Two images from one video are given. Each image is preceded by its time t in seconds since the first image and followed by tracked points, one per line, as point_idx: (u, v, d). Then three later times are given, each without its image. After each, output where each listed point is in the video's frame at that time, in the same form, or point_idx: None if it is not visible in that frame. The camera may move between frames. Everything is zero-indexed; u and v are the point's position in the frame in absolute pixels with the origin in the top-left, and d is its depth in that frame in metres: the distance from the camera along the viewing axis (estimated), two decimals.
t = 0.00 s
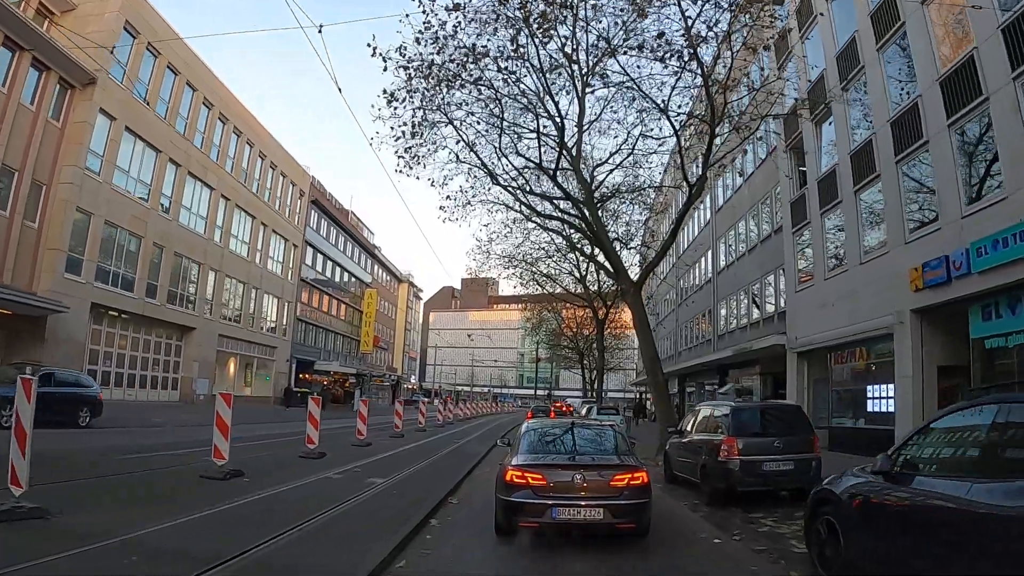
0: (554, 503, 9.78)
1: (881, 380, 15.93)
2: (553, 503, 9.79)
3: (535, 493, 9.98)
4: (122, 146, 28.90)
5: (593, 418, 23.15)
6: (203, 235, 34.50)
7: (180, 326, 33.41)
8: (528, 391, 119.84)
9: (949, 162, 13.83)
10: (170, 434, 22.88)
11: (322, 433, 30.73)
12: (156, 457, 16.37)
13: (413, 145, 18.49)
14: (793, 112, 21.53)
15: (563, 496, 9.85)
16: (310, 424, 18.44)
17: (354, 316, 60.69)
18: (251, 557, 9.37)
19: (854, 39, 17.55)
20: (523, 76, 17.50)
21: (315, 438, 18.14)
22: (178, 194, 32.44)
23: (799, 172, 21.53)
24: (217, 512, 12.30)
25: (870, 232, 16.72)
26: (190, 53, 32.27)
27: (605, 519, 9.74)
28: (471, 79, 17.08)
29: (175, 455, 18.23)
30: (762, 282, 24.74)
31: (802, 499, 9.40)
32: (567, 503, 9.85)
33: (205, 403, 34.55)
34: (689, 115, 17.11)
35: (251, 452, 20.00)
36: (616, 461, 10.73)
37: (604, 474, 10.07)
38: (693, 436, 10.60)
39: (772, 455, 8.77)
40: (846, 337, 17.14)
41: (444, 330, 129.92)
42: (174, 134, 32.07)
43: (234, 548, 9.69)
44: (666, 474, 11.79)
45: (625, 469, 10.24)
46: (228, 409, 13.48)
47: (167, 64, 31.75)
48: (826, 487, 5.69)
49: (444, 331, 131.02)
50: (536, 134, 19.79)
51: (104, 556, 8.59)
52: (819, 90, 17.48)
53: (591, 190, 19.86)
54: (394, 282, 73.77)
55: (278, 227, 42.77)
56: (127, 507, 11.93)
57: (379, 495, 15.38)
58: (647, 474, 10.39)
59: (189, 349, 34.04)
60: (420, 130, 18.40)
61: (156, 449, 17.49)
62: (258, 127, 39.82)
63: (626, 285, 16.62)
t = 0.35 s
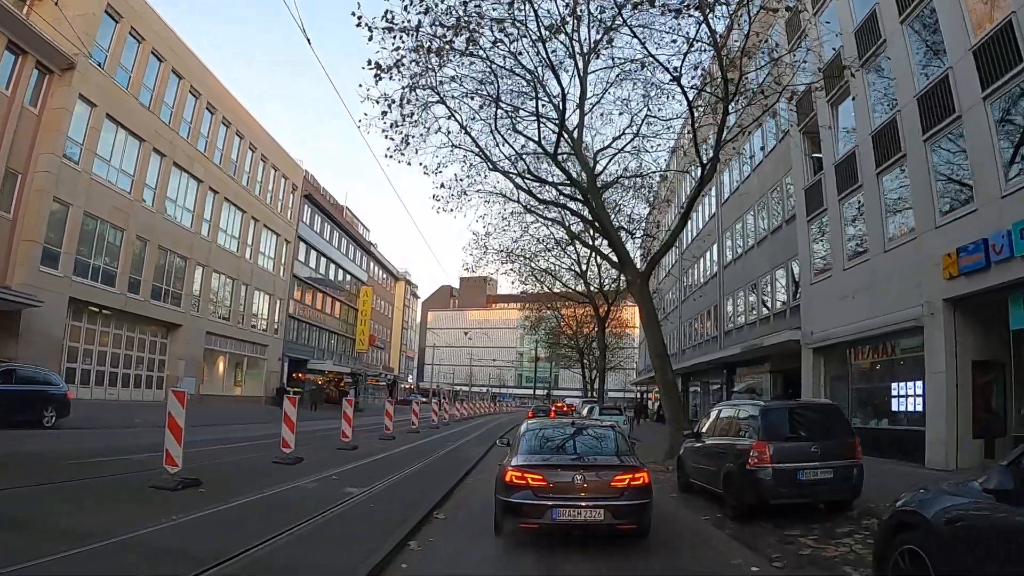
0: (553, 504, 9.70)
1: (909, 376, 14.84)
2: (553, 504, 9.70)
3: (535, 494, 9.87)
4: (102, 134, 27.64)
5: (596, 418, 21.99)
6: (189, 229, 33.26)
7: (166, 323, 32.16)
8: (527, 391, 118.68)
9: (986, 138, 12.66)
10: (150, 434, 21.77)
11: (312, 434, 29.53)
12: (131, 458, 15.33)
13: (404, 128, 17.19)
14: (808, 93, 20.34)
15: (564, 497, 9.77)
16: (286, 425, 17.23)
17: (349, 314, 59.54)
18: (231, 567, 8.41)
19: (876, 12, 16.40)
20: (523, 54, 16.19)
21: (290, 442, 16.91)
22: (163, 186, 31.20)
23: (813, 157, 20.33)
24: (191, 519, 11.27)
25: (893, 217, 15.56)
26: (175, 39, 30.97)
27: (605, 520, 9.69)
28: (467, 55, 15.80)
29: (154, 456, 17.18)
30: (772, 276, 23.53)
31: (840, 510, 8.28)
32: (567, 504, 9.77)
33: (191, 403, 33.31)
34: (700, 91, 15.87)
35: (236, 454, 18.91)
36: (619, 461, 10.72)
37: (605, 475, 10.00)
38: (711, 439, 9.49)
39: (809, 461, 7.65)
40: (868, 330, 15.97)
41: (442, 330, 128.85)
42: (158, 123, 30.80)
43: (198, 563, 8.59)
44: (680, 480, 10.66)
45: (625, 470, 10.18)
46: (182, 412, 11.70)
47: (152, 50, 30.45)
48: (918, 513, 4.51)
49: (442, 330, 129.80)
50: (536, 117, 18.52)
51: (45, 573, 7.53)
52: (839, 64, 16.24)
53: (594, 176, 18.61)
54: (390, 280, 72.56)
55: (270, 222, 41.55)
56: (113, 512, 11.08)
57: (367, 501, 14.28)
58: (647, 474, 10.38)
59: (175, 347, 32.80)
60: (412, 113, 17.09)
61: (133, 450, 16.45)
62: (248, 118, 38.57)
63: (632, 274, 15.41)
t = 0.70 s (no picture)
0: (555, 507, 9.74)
1: (941, 374, 13.71)
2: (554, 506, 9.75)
3: (535, 496, 9.94)
4: (82, 120, 26.34)
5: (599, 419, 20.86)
6: (175, 222, 32.00)
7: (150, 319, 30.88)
8: (526, 391, 117.43)
9: None
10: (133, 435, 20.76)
11: (303, 434, 28.42)
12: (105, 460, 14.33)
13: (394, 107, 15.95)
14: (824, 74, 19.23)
15: (564, 499, 9.85)
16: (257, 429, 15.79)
17: (345, 312, 58.34)
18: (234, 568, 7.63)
19: None
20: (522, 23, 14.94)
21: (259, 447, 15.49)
22: (148, 176, 29.99)
23: (830, 142, 19.24)
24: (166, 525, 10.35)
25: (921, 201, 14.46)
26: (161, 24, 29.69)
27: (605, 521, 9.77)
28: (462, 25, 14.56)
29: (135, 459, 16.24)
30: (785, 269, 22.40)
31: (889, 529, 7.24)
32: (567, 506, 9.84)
33: (177, 403, 32.10)
34: (712, 64, 14.66)
35: (221, 456, 17.93)
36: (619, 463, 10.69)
37: (605, 477, 10.03)
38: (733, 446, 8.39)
39: (858, 473, 6.58)
40: (897, 325, 14.84)
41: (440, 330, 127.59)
42: (142, 111, 29.53)
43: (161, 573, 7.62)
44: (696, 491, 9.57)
45: (625, 471, 10.22)
46: (120, 414, 9.99)
47: (136, 34, 29.15)
48: None
49: (441, 330, 128.59)
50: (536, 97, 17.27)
51: None
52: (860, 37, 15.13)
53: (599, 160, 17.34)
54: (387, 279, 71.37)
55: (261, 216, 40.30)
56: (114, 514, 10.20)
57: (357, 508, 13.28)
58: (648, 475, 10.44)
59: (160, 344, 31.56)
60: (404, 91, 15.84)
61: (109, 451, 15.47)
62: (237, 108, 37.28)
63: (639, 262, 14.21)
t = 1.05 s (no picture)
0: (555, 508, 9.17)
1: (980, 371, 12.59)
2: (554, 506, 9.18)
3: (536, 498, 9.34)
4: (60, 107, 25.00)
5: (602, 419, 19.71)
6: (159, 215, 30.73)
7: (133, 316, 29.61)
8: (525, 391, 116.27)
9: None
10: (110, 436, 19.63)
11: (293, 436, 27.25)
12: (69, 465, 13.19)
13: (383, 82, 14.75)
14: (842, 52, 18.08)
15: (565, 500, 9.27)
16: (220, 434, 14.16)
17: (340, 311, 57.19)
18: None
19: None
20: None
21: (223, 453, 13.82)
22: (130, 167, 28.75)
23: (847, 126, 18.18)
24: (129, 536, 9.29)
25: (954, 182, 13.30)
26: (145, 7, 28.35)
27: (607, 524, 9.18)
28: None
29: (108, 461, 15.14)
30: (798, 262, 21.26)
31: (955, 554, 6.18)
32: (568, 507, 9.26)
33: (162, 403, 30.85)
34: (728, 32, 13.44)
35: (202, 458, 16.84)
36: (623, 460, 10.30)
37: (609, 478, 9.45)
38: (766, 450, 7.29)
39: (929, 487, 5.51)
40: (929, 318, 13.67)
41: (438, 329, 126.43)
42: (125, 98, 28.22)
43: None
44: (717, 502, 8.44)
45: (628, 471, 9.61)
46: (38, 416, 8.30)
47: (120, 18, 27.80)
48: None
49: (439, 329, 127.40)
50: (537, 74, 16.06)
51: None
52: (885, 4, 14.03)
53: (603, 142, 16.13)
54: (385, 277, 70.23)
55: (251, 210, 39.07)
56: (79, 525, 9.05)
57: (343, 518, 12.15)
58: (651, 475, 9.87)
59: (144, 343, 30.21)
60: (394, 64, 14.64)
61: (76, 456, 14.34)
62: (226, 97, 35.99)
63: (647, 248, 13.01)
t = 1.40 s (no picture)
0: (554, 509, 8.76)
1: None
2: (554, 508, 8.77)
3: (534, 500, 8.91)
4: (37, 89, 23.56)
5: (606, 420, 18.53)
6: (142, 205, 29.40)
7: (115, 311, 28.33)
8: (524, 391, 115.12)
9: None
10: (82, 438, 18.41)
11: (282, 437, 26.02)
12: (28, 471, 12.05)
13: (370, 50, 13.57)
14: (865, 26, 16.88)
15: (565, 502, 8.83)
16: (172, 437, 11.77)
17: (335, 308, 55.97)
18: None
19: None
20: None
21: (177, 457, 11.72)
22: (112, 154, 27.48)
23: (871, 106, 16.99)
24: (81, 552, 8.15)
25: (995, 159, 12.16)
26: None
27: (609, 527, 8.74)
28: None
29: (73, 466, 13.97)
30: (813, 253, 20.07)
31: None
32: (568, 510, 8.82)
33: (146, 402, 29.53)
34: None
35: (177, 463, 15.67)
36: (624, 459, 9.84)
37: (610, 478, 9.01)
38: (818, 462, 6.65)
39: None
40: (965, 308, 12.53)
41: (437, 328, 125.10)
42: (107, 83, 26.83)
43: None
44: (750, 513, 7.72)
45: (631, 471, 9.18)
46: None
47: None
48: None
49: (438, 328, 126.16)
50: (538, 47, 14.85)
51: None
52: None
53: (609, 120, 14.89)
54: (381, 274, 69.01)
55: (241, 202, 37.76)
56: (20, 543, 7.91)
57: (326, 529, 11.00)
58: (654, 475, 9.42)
59: (126, 337, 28.96)
60: (380, 29, 13.42)
61: (38, 461, 13.16)
62: (216, 85, 34.64)
63: (657, 229, 11.79)
